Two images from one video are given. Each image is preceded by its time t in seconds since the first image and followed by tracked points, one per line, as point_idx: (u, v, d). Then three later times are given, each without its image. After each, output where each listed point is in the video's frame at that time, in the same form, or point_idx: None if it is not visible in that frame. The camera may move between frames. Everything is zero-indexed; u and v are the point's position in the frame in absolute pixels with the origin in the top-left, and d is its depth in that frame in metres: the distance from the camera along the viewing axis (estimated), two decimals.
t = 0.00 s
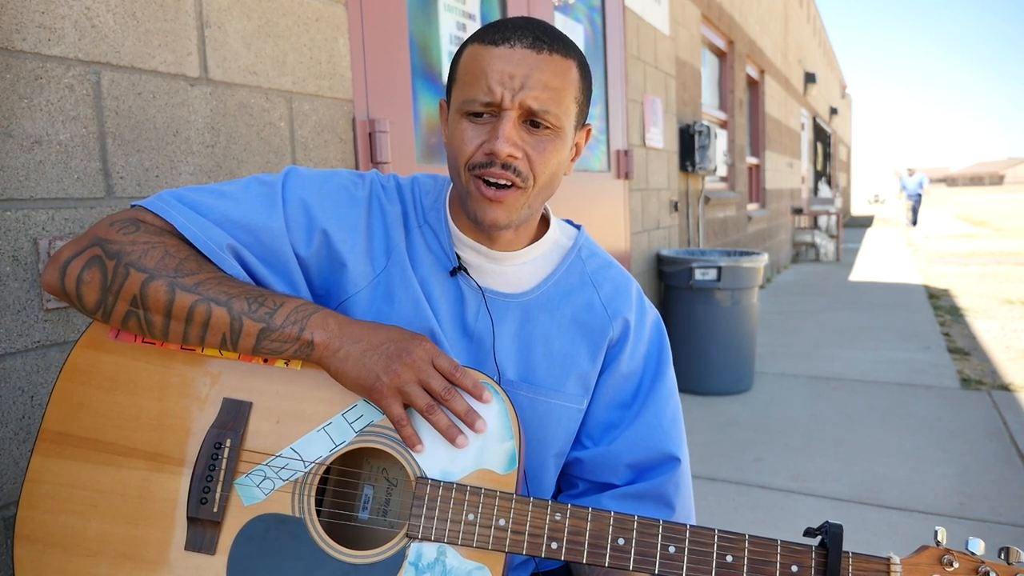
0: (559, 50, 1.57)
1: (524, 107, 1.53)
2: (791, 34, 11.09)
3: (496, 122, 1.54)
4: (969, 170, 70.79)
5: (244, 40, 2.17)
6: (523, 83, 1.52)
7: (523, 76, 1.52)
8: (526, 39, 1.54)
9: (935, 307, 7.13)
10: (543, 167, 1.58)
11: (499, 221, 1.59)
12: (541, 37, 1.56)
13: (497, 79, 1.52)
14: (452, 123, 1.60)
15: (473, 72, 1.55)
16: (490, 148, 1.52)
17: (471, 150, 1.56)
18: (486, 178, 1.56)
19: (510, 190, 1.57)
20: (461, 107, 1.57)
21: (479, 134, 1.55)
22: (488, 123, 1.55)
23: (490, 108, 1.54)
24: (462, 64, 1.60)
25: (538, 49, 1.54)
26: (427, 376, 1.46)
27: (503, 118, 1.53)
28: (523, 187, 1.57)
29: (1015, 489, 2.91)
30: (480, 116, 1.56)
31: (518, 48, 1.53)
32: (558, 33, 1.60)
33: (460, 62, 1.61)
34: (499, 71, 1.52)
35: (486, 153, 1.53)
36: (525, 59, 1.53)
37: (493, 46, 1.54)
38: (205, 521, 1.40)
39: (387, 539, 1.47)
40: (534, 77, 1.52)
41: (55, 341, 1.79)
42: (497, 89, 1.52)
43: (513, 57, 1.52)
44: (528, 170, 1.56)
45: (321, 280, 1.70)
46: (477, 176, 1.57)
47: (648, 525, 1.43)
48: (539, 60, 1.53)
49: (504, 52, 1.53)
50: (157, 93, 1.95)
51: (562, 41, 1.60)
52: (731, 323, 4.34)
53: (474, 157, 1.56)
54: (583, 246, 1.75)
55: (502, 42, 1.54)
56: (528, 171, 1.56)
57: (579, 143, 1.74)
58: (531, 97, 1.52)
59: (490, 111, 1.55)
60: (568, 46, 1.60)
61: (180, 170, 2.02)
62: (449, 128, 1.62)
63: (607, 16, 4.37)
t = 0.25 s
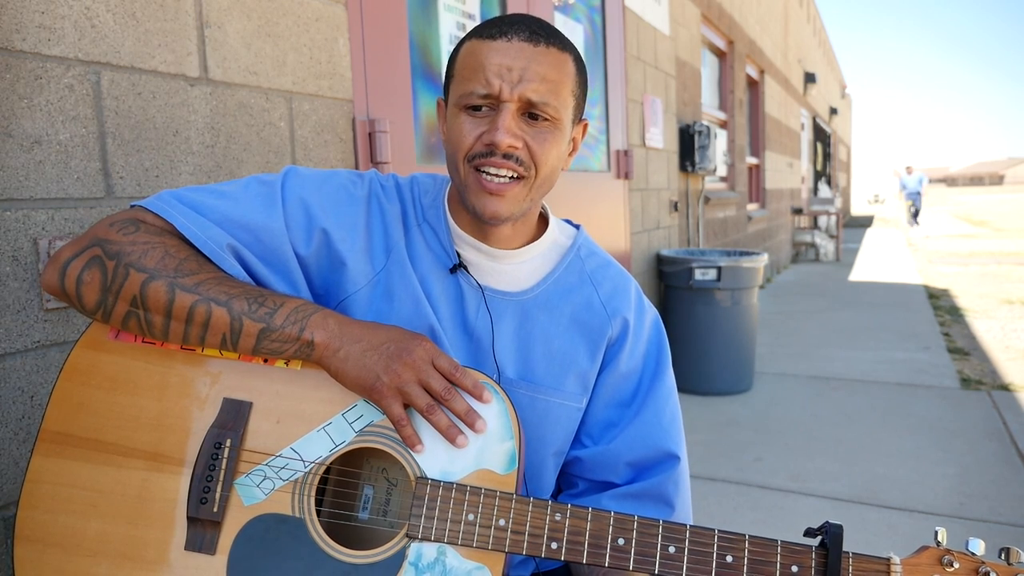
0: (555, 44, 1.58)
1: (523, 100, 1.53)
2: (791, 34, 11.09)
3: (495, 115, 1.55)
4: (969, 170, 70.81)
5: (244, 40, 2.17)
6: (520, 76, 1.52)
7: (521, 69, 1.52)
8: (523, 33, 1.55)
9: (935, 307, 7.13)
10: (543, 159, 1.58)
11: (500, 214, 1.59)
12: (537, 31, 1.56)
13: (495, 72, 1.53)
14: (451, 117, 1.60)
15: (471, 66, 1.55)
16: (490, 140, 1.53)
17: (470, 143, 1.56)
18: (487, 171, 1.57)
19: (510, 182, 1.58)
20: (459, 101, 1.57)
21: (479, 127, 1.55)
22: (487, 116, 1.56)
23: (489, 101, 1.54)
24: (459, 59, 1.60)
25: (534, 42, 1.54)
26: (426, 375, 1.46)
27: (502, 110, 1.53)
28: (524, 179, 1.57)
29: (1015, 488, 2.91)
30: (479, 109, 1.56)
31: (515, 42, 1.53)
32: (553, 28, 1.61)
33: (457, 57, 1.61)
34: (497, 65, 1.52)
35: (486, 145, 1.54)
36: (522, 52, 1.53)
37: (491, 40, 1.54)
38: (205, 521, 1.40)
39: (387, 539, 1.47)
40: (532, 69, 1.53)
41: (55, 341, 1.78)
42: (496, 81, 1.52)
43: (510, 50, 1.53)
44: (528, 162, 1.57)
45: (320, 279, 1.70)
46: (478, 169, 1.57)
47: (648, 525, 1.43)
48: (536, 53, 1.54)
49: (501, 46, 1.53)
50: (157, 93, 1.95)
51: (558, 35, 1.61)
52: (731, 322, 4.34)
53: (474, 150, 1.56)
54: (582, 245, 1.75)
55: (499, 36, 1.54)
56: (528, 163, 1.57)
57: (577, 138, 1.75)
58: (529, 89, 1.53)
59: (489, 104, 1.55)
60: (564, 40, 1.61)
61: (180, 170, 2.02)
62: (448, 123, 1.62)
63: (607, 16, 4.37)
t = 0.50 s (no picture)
0: (561, 47, 1.58)
1: (530, 103, 1.53)
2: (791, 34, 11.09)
3: (502, 118, 1.55)
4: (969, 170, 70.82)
5: (244, 40, 2.17)
6: (528, 79, 1.52)
7: (529, 72, 1.52)
8: (529, 35, 1.54)
9: (935, 307, 7.13)
10: (549, 161, 1.58)
11: (506, 216, 1.60)
12: (543, 33, 1.56)
13: (502, 75, 1.52)
14: (456, 117, 1.60)
15: (478, 68, 1.55)
16: (497, 142, 1.53)
17: (476, 144, 1.56)
18: (493, 172, 1.57)
19: (516, 184, 1.58)
20: (466, 102, 1.57)
21: (485, 128, 1.56)
22: (494, 117, 1.56)
23: (496, 103, 1.54)
24: (465, 59, 1.60)
25: (541, 45, 1.54)
26: (428, 377, 1.46)
27: (509, 113, 1.53)
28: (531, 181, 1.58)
29: (1015, 489, 2.91)
30: (485, 111, 1.56)
31: (522, 44, 1.53)
32: (559, 30, 1.61)
33: (463, 57, 1.61)
34: (505, 67, 1.52)
35: (493, 147, 1.54)
36: (530, 55, 1.53)
37: (497, 42, 1.54)
38: (205, 522, 1.40)
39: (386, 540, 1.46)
40: (539, 72, 1.53)
41: (55, 341, 1.78)
42: (503, 84, 1.52)
43: (518, 53, 1.53)
44: (535, 164, 1.57)
45: (321, 278, 1.70)
46: (484, 170, 1.57)
47: (648, 529, 1.42)
48: (543, 56, 1.54)
49: (509, 48, 1.53)
50: (157, 93, 1.95)
51: (563, 37, 1.61)
52: (731, 323, 4.34)
53: (480, 151, 1.56)
54: (582, 244, 1.75)
55: (505, 38, 1.54)
56: (535, 165, 1.57)
57: (580, 140, 1.75)
58: (537, 92, 1.53)
59: (495, 106, 1.55)
60: (569, 43, 1.61)
61: (180, 170, 2.02)
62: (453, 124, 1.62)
63: (607, 16, 4.37)
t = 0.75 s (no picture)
0: (563, 48, 1.58)
1: (529, 104, 1.53)
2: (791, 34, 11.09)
3: (501, 118, 1.55)
4: (969, 171, 70.82)
5: (244, 40, 2.17)
6: (528, 81, 1.52)
7: (529, 74, 1.52)
8: (531, 36, 1.54)
9: (935, 307, 7.13)
10: (548, 163, 1.58)
11: (504, 216, 1.59)
12: (545, 34, 1.56)
13: (502, 76, 1.52)
14: (456, 117, 1.61)
15: (478, 68, 1.55)
16: (495, 143, 1.53)
17: (475, 144, 1.56)
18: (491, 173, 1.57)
19: (516, 185, 1.58)
20: (466, 102, 1.57)
21: (484, 129, 1.56)
22: (493, 118, 1.56)
23: (495, 104, 1.54)
24: (467, 60, 1.60)
25: (542, 47, 1.54)
26: (429, 377, 1.46)
27: (508, 114, 1.53)
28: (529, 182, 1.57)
29: (1015, 489, 2.91)
30: (485, 112, 1.56)
31: (523, 46, 1.53)
32: (562, 31, 1.61)
33: (464, 57, 1.61)
34: (505, 68, 1.52)
35: (491, 147, 1.54)
36: (530, 57, 1.53)
37: (498, 43, 1.54)
38: (206, 522, 1.40)
39: (388, 540, 1.47)
40: (539, 73, 1.53)
41: (55, 341, 1.78)
42: (503, 85, 1.52)
43: (518, 55, 1.53)
44: (534, 165, 1.57)
45: (322, 278, 1.70)
46: (482, 170, 1.58)
47: (649, 529, 1.42)
48: (544, 58, 1.53)
49: (510, 49, 1.53)
50: (157, 93, 1.94)
51: (566, 39, 1.60)
52: (731, 322, 4.34)
53: (479, 151, 1.56)
54: (584, 245, 1.75)
55: (507, 39, 1.54)
56: (534, 167, 1.57)
57: (582, 142, 1.74)
58: (537, 94, 1.53)
59: (495, 107, 1.55)
60: (572, 45, 1.61)
61: (180, 170, 2.01)
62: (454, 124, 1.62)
63: (607, 16, 4.37)
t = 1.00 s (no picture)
0: (576, 54, 1.62)
1: (559, 110, 1.56)
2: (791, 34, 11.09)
3: (532, 125, 1.55)
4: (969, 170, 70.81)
5: (244, 40, 2.17)
6: (557, 87, 1.55)
7: (557, 80, 1.55)
8: (551, 42, 1.57)
9: (935, 307, 7.13)
10: (574, 168, 1.60)
11: (537, 223, 1.59)
12: (561, 40, 1.60)
13: (532, 82, 1.53)
14: (479, 125, 1.58)
15: (503, 74, 1.54)
16: (535, 151, 1.52)
17: (510, 152, 1.54)
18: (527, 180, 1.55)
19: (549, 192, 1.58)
20: (493, 109, 1.55)
21: (516, 136, 1.55)
22: (523, 125, 1.55)
23: (526, 111, 1.54)
24: (482, 64, 1.58)
25: (563, 52, 1.58)
26: (426, 376, 1.46)
27: (541, 121, 1.54)
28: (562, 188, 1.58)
29: (1015, 489, 2.91)
30: (513, 118, 1.55)
31: (546, 52, 1.56)
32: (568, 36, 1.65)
33: (478, 64, 1.58)
34: (534, 75, 1.54)
35: (529, 155, 1.53)
36: (554, 63, 1.56)
37: (521, 48, 1.55)
38: (204, 522, 1.40)
39: (387, 539, 1.46)
40: (565, 80, 1.56)
41: (55, 341, 1.78)
42: (535, 91, 1.53)
43: (544, 61, 1.55)
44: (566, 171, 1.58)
45: (319, 279, 1.70)
46: (518, 178, 1.55)
47: (648, 525, 1.43)
48: (566, 65, 1.57)
49: (533, 56, 1.55)
50: (157, 93, 1.95)
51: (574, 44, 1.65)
52: (731, 322, 4.34)
53: (513, 159, 1.54)
54: (582, 244, 1.74)
55: (528, 45, 1.55)
56: (566, 172, 1.58)
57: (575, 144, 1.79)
58: (566, 101, 1.56)
59: (524, 114, 1.55)
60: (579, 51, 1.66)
61: (180, 170, 2.01)
62: (472, 131, 1.59)
63: (607, 16, 4.37)
